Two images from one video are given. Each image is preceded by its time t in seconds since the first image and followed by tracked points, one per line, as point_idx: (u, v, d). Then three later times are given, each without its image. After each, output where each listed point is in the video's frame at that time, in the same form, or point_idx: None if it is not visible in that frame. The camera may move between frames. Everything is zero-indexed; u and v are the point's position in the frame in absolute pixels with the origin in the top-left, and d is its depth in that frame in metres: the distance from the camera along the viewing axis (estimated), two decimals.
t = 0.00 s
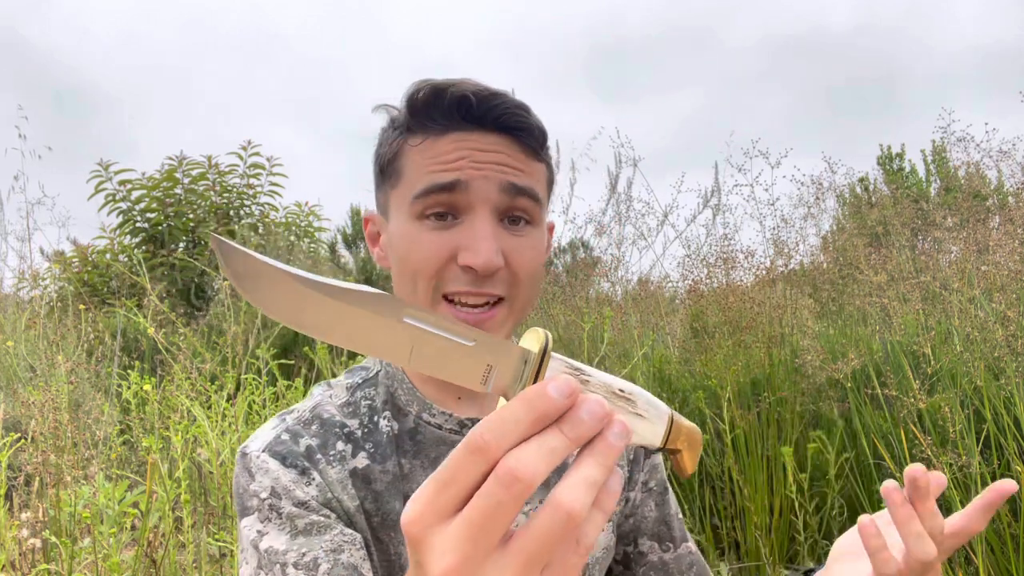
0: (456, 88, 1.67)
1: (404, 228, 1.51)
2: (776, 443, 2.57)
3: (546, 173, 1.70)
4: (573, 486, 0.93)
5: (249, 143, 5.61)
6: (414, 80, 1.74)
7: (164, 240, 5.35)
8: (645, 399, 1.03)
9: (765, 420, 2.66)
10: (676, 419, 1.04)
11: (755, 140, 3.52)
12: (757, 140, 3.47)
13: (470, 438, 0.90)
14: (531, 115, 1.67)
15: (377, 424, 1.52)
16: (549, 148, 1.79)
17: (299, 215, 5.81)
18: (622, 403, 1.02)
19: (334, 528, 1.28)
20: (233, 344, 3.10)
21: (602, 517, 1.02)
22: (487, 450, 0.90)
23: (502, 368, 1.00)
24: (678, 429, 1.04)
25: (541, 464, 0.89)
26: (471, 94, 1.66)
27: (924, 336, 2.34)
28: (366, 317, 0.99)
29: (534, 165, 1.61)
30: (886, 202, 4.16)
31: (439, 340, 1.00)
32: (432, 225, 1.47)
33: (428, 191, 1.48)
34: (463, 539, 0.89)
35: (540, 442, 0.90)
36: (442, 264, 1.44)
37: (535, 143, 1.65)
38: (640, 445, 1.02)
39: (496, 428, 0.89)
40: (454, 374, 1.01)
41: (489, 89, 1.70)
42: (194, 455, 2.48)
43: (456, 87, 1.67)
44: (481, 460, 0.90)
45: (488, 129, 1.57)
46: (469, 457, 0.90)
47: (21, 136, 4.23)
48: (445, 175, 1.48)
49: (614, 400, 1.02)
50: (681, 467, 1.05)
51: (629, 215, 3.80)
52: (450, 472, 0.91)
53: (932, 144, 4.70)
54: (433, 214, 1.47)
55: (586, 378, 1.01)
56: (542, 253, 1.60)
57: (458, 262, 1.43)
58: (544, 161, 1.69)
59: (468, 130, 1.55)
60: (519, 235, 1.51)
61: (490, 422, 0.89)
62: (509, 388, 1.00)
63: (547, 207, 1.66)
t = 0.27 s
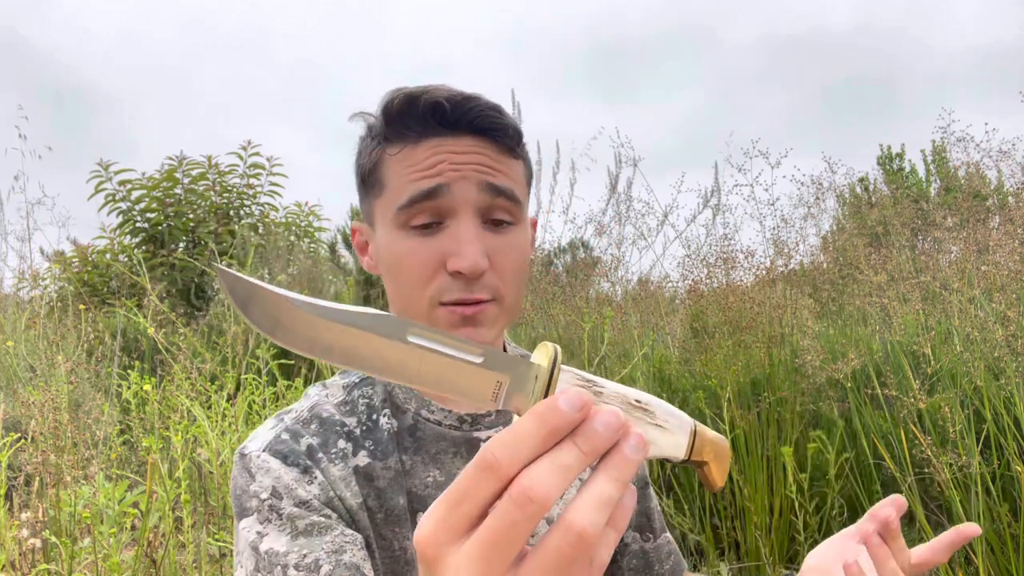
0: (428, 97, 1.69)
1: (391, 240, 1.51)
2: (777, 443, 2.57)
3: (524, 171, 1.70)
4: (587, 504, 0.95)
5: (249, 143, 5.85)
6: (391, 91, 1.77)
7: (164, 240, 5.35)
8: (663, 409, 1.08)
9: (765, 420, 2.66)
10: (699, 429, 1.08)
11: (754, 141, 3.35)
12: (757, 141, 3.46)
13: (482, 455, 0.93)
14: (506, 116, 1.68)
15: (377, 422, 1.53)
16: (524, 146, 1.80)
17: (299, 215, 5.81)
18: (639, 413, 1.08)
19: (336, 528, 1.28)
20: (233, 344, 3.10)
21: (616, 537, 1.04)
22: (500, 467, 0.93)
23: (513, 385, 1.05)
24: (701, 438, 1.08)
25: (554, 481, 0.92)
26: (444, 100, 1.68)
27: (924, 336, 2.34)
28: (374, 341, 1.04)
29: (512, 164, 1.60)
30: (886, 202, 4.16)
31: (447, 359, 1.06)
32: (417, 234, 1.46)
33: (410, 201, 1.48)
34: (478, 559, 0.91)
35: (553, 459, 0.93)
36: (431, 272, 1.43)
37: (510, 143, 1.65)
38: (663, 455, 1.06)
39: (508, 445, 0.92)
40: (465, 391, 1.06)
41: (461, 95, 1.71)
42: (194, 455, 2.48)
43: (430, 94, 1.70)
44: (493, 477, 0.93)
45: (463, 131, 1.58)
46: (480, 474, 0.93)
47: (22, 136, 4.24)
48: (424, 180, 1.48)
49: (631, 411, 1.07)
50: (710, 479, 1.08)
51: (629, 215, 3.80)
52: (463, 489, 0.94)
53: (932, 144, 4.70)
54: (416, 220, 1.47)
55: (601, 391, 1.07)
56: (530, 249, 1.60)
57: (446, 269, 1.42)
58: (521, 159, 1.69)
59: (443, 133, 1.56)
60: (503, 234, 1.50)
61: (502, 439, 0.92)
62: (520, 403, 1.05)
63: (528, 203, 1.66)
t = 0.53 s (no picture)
0: (340, 119, 1.62)
1: (354, 264, 1.53)
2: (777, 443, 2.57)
3: (462, 157, 1.67)
4: (555, 513, 0.96)
5: (248, 143, 5.79)
6: (307, 125, 1.71)
7: (164, 240, 5.35)
8: (638, 410, 1.10)
9: (766, 420, 2.65)
10: (677, 428, 1.10)
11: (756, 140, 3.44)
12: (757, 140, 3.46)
13: (449, 467, 0.94)
14: (420, 113, 1.62)
15: (378, 424, 1.52)
16: (456, 131, 1.74)
17: (299, 215, 5.81)
18: (614, 416, 1.09)
19: (337, 530, 1.28)
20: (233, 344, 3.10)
21: (590, 543, 1.05)
22: (467, 478, 0.94)
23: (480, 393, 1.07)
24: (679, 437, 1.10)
25: (520, 490, 0.93)
26: (357, 119, 1.61)
27: (924, 336, 2.34)
28: (338, 358, 1.05)
29: (443, 156, 1.58)
30: (886, 202, 4.16)
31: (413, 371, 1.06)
32: (376, 253, 1.48)
33: (359, 224, 1.49)
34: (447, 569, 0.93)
35: (520, 468, 0.94)
36: (395, 284, 1.46)
37: (435, 135, 1.61)
38: (641, 456, 1.08)
39: (473, 456, 0.94)
40: (434, 402, 1.08)
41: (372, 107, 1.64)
42: (194, 455, 2.48)
43: (342, 114, 1.63)
44: (460, 489, 0.94)
45: (387, 143, 1.54)
46: (447, 485, 0.94)
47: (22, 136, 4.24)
48: (367, 204, 1.47)
49: (606, 415, 1.08)
50: (696, 481, 1.10)
51: (629, 215, 3.80)
52: (431, 501, 0.96)
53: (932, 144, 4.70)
54: (373, 242, 1.48)
55: (573, 397, 1.07)
56: (489, 231, 1.62)
57: (408, 278, 1.45)
58: (454, 147, 1.66)
59: (371, 152, 1.53)
60: (456, 228, 1.52)
61: (468, 450, 0.94)
62: (490, 411, 1.07)
63: (473, 186, 1.64)
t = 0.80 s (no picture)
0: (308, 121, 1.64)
1: (333, 264, 1.53)
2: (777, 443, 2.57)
3: (432, 153, 1.68)
4: (545, 518, 0.96)
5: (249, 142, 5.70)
6: (277, 136, 1.72)
7: (164, 240, 5.35)
8: (625, 413, 1.09)
9: (766, 420, 2.65)
10: (663, 430, 1.11)
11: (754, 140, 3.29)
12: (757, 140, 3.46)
13: (439, 475, 0.94)
14: (386, 111, 1.63)
15: (369, 421, 1.54)
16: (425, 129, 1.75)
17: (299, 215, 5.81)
18: (602, 420, 1.07)
19: (331, 533, 1.28)
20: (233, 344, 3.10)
21: (580, 546, 1.04)
22: (457, 485, 0.94)
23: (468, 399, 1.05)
24: (666, 438, 1.10)
25: (510, 496, 0.93)
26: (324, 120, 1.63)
27: (924, 336, 2.34)
28: (322, 367, 1.02)
29: (411, 152, 1.59)
30: (886, 202, 4.16)
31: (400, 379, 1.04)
32: (352, 250, 1.49)
33: (334, 224, 1.50)
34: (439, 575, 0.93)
35: (509, 474, 0.94)
36: (372, 279, 1.46)
37: (402, 132, 1.62)
38: (628, 458, 1.08)
39: (463, 464, 0.94)
40: (421, 410, 1.06)
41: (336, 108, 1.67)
42: (194, 455, 2.48)
43: (309, 120, 1.65)
44: (450, 496, 0.94)
45: (356, 141, 1.55)
46: (439, 493, 0.94)
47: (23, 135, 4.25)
48: (341, 202, 1.49)
49: (593, 419, 1.07)
50: (681, 481, 1.11)
51: (629, 215, 3.80)
52: (421, 509, 0.95)
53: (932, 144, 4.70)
54: (348, 240, 1.49)
55: (561, 402, 1.05)
56: (462, 223, 1.61)
57: (383, 272, 1.45)
58: (423, 143, 1.66)
59: (341, 152, 1.54)
60: (429, 221, 1.52)
61: (458, 457, 0.93)
62: (478, 417, 1.05)
63: (445, 180, 1.65)
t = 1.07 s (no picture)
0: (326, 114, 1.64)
1: (337, 257, 1.52)
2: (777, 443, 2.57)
3: (442, 161, 1.71)
4: (531, 521, 0.96)
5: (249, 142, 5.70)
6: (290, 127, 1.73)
7: (164, 240, 5.36)
8: (611, 419, 1.10)
9: (766, 420, 2.65)
10: (650, 435, 1.10)
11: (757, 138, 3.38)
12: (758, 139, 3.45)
13: (427, 476, 0.94)
14: (405, 113, 1.65)
15: (361, 420, 1.53)
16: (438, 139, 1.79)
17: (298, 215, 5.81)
18: (588, 424, 1.09)
19: (322, 534, 1.27)
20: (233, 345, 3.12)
21: (564, 547, 1.04)
22: (444, 486, 0.94)
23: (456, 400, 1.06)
24: (653, 444, 1.10)
25: (496, 498, 0.93)
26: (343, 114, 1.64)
27: (924, 336, 2.34)
28: (312, 365, 1.03)
29: (425, 156, 1.61)
30: (886, 202, 4.16)
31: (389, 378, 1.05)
32: (359, 244, 1.48)
33: (343, 217, 1.50)
34: None
35: (496, 476, 0.95)
36: (377, 275, 1.46)
37: (417, 136, 1.64)
38: (614, 463, 1.09)
39: (450, 465, 0.94)
40: (409, 410, 1.06)
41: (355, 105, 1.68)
42: (195, 455, 2.48)
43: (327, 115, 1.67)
44: (438, 498, 0.94)
45: (372, 139, 1.57)
46: (426, 495, 0.94)
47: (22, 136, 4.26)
48: (353, 195, 1.49)
49: (579, 423, 1.08)
50: (667, 487, 1.10)
51: (629, 215, 3.80)
52: (408, 510, 0.94)
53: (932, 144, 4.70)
54: (354, 234, 1.49)
55: (547, 405, 1.06)
56: (467, 231, 1.63)
57: (389, 269, 1.45)
58: (436, 151, 1.69)
59: (354, 148, 1.56)
60: (437, 224, 1.54)
61: (445, 459, 0.94)
62: (466, 419, 1.05)
63: (454, 188, 1.67)
